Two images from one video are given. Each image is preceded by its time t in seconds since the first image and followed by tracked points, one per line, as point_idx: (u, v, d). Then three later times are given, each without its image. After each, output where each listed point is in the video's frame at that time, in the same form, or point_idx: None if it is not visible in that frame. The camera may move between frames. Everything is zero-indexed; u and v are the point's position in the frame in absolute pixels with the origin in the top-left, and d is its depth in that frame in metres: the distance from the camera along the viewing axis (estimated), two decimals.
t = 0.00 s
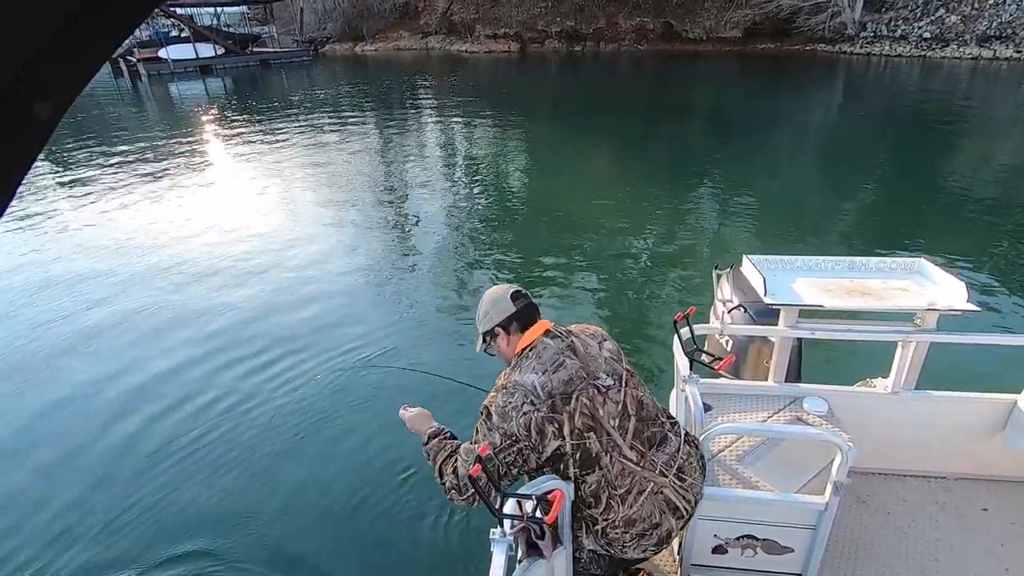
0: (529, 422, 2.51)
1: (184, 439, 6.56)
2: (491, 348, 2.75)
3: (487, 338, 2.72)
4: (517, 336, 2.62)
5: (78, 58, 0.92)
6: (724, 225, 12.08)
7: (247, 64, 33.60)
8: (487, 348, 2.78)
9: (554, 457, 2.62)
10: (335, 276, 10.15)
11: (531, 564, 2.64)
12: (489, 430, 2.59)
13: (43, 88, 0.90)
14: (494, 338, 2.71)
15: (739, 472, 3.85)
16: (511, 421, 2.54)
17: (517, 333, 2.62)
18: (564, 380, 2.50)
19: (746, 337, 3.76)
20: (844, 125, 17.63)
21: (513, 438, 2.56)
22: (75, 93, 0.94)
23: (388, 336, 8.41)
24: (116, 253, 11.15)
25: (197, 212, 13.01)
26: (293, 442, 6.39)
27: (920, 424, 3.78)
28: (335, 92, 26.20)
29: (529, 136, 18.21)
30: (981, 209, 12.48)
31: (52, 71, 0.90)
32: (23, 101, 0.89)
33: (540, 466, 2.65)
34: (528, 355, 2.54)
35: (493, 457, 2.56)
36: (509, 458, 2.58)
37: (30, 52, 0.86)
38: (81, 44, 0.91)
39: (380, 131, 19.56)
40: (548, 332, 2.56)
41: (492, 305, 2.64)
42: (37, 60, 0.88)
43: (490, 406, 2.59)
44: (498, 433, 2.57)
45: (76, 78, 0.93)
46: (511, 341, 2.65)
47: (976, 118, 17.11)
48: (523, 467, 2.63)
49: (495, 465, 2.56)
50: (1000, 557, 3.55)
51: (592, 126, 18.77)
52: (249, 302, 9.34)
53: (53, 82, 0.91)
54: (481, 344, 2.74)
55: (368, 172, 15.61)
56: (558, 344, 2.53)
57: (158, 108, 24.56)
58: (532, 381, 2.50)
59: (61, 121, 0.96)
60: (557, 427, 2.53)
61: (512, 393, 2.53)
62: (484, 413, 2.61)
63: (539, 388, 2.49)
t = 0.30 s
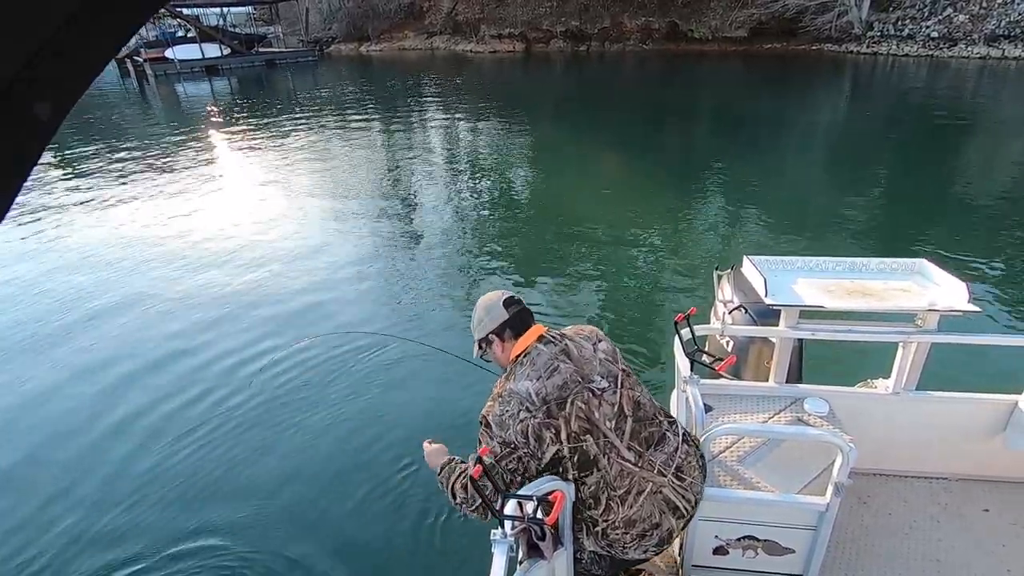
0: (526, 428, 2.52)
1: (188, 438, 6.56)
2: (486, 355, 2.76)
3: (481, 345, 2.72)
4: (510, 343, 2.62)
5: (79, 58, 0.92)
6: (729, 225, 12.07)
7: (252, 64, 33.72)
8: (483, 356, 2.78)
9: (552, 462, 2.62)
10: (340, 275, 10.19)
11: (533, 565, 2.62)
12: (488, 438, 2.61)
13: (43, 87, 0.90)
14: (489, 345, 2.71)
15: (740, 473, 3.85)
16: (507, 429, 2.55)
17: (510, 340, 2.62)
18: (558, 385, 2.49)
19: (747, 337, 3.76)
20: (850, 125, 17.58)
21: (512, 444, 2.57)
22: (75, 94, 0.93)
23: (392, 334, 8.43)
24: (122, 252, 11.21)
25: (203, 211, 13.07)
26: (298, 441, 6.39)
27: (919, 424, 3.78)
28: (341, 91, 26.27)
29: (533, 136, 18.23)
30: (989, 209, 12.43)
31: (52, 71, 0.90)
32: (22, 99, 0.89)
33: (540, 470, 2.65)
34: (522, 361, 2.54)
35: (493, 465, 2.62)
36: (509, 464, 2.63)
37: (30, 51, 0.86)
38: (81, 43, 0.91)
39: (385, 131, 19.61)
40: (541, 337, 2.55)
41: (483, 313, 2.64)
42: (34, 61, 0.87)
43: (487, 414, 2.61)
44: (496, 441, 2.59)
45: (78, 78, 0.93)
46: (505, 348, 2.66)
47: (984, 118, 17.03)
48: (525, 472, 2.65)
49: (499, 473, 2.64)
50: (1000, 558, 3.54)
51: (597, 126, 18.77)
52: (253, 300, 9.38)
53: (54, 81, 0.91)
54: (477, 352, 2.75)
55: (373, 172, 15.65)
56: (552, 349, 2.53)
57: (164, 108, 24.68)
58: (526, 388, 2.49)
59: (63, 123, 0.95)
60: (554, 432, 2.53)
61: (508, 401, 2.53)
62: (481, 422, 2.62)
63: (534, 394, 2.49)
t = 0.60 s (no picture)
0: (524, 435, 2.53)
1: (192, 434, 6.59)
2: (485, 362, 2.76)
3: (479, 354, 2.73)
4: (506, 351, 2.62)
5: (78, 59, 1.01)
6: (734, 225, 12.05)
7: (258, 63, 33.80)
8: (483, 363, 2.79)
9: (552, 466, 2.62)
10: (344, 273, 10.21)
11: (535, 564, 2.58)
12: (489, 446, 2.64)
13: (46, 86, 0.98)
14: (486, 353, 2.71)
15: (743, 473, 3.83)
16: (506, 437, 2.57)
17: (505, 348, 2.62)
18: (554, 390, 2.48)
19: (748, 337, 3.74)
20: (856, 124, 17.52)
21: (512, 451, 2.59)
22: (75, 93, 1.02)
23: (395, 332, 8.44)
24: (127, 249, 11.26)
25: (208, 209, 13.11)
26: (301, 438, 6.41)
27: (923, 423, 3.75)
28: (346, 90, 26.32)
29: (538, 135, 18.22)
30: (996, 209, 12.38)
31: (53, 71, 0.98)
32: (26, 99, 0.97)
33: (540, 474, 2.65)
34: (517, 368, 2.54)
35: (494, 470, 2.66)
36: (511, 471, 2.66)
37: (30, 49, 0.93)
38: (81, 44, 0.99)
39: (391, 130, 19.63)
40: (535, 343, 2.55)
41: (478, 322, 2.65)
42: (36, 60, 0.95)
43: (486, 422, 2.62)
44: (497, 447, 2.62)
45: (79, 78, 1.02)
46: (501, 356, 2.66)
47: (992, 118, 16.94)
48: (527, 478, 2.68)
49: (501, 476, 2.68)
50: (1004, 558, 3.52)
51: (603, 126, 18.74)
52: (257, 297, 9.40)
53: (54, 81, 0.99)
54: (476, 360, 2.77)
55: (378, 171, 15.67)
56: (546, 355, 2.52)
57: (170, 106, 24.75)
58: (522, 395, 2.50)
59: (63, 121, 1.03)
60: (552, 437, 2.53)
61: (505, 409, 2.55)
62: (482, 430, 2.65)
63: (530, 401, 2.49)
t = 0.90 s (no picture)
0: (522, 439, 2.53)
1: (194, 430, 6.61)
2: (481, 373, 2.77)
3: (474, 366, 2.75)
4: (500, 360, 2.63)
5: (79, 58, 0.98)
6: (739, 225, 12.02)
7: (263, 61, 33.88)
8: (479, 374, 2.80)
9: (552, 468, 2.61)
10: (347, 271, 10.23)
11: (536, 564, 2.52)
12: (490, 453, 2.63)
13: (46, 89, 0.96)
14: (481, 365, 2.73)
15: (745, 474, 3.81)
16: (504, 442, 2.56)
17: (499, 357, 2.63)
18: (549, 392, 2.49)
19: (749, 337, 3.72)
20: (862, 124, 17.48)
21: (511, 456, 2.58)
22: (77, 96, 1.00)
23: (398, 330, 8.46)
24: (132, 247, 11.30)
25: (213, 207, 13.14)
26: (305, 434, 6.41)
27: (924, 422, 3.74)
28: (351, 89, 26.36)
29: (543, 134, 18.22)
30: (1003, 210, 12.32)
31: (53, 70, 0.96)
32: (24, 102, 0.95)
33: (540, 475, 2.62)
34: (513, 373, 2.55)
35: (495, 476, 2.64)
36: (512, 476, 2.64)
37: (31, 49, 0.91)
38: (81, 43, 0.97)
39: (395, 129, 19.66)
40: (529, 348, 2.56)
41: (472, 334, 2.67)
42: (36, 63, 0.93)
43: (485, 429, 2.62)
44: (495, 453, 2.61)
45: (80, 79, 1.00)
46: (496, 366, 2.67)
47: (1000, 118, 16.87)
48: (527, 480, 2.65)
49: (502, 482, 2.65)
50: (1005, 558, 3.51)
51: (607, 125, 18.73)
52: (261, 294, 9.42)
53: (55, 84, 0.97)
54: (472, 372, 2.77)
55: (383, 170, 15.69)
56: (540, 359, 2.53)
57: (176, 104, 24.83)
58: (519, 399, 2.51)
59: (65, 123, 1.01)
60: (550, 438, 2.52)
61: (502, 414, 2.55)
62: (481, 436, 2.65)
63: (526, 404, 2.49)
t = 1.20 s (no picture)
0: (518, 441, 2.54)
1: (195, 425, 6.66)
2: (475, 384, 2.78)
3: (468, 377, 2.76)
4: (494, 369, 2.65)
5: (78, 58, 1.20)
6: (742, 225, 12.02)
7: (270, 60, 34.01)
8: (474, 385, 2.81)
9: (548, 469, 2.62)
10: (350, 269, 10.28)
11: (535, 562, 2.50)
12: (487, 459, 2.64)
13: (45, 86, 1.16)
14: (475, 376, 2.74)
15: (743, 474, 3.81)
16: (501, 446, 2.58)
17: (493, 367, 2.65)
18: (543, 393, 2.50)
19: (748, 337, 3.72)
20: (867, 124, 17.44)
21: (508, 459, 2.59)
22: (71, 93, 1.21)
23: (400, 327, 8.50)
24: (137, 244, 11.39)
25: (217, 205, 13.21)
26: (305, 431, 6.45)
27: (923, 423, 3.73)
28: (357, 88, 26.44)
29: (547, 134, 18.25)
30: (1007, 211, 12.28)
31: (53, 70, 1.17)
32: (26, 98, 1.14)
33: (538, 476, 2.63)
34: (507, 379, 2.57)
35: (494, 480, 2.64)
36: (510, 481, 2.64)
37: (34, 50, 1.12)
38: (80, 44, 1.19)
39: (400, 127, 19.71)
40: (521, 353, 2.58)
41: (464, 345, 2.68)
42: (37, 63, 1.14)
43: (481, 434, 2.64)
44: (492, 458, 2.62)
45: (75, 78, 1.22)
46: (490, 377, 2.68)
47: (1006, 119, 16.81)
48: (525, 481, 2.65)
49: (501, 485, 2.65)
50: (1003, 559, 3.50)
51: (612, 125, 18.74)
52: (264, 290, 9.48)
53: (52, 83, 1.18)
54: (467, 384, 2.78)
55: (387, 169, 15.75)
56: (532, 363, 2.55)
57: (182, 102, 24.96)
58: (513, 403, 2.53)
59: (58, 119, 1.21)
60: (545, 439, 2.54)
61: (498, 419, 2.57)
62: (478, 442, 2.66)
63: (520, 407, 2.51)
